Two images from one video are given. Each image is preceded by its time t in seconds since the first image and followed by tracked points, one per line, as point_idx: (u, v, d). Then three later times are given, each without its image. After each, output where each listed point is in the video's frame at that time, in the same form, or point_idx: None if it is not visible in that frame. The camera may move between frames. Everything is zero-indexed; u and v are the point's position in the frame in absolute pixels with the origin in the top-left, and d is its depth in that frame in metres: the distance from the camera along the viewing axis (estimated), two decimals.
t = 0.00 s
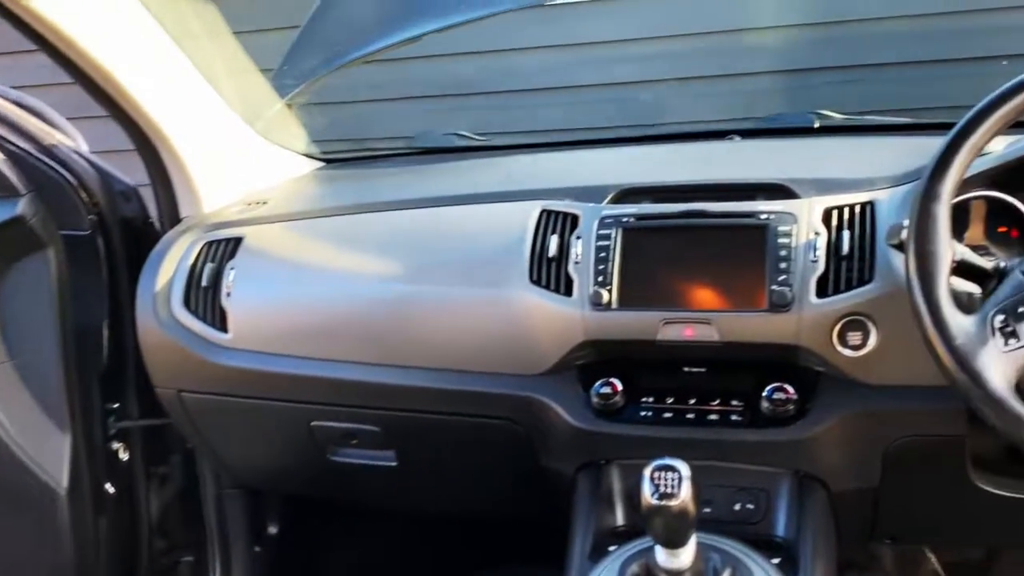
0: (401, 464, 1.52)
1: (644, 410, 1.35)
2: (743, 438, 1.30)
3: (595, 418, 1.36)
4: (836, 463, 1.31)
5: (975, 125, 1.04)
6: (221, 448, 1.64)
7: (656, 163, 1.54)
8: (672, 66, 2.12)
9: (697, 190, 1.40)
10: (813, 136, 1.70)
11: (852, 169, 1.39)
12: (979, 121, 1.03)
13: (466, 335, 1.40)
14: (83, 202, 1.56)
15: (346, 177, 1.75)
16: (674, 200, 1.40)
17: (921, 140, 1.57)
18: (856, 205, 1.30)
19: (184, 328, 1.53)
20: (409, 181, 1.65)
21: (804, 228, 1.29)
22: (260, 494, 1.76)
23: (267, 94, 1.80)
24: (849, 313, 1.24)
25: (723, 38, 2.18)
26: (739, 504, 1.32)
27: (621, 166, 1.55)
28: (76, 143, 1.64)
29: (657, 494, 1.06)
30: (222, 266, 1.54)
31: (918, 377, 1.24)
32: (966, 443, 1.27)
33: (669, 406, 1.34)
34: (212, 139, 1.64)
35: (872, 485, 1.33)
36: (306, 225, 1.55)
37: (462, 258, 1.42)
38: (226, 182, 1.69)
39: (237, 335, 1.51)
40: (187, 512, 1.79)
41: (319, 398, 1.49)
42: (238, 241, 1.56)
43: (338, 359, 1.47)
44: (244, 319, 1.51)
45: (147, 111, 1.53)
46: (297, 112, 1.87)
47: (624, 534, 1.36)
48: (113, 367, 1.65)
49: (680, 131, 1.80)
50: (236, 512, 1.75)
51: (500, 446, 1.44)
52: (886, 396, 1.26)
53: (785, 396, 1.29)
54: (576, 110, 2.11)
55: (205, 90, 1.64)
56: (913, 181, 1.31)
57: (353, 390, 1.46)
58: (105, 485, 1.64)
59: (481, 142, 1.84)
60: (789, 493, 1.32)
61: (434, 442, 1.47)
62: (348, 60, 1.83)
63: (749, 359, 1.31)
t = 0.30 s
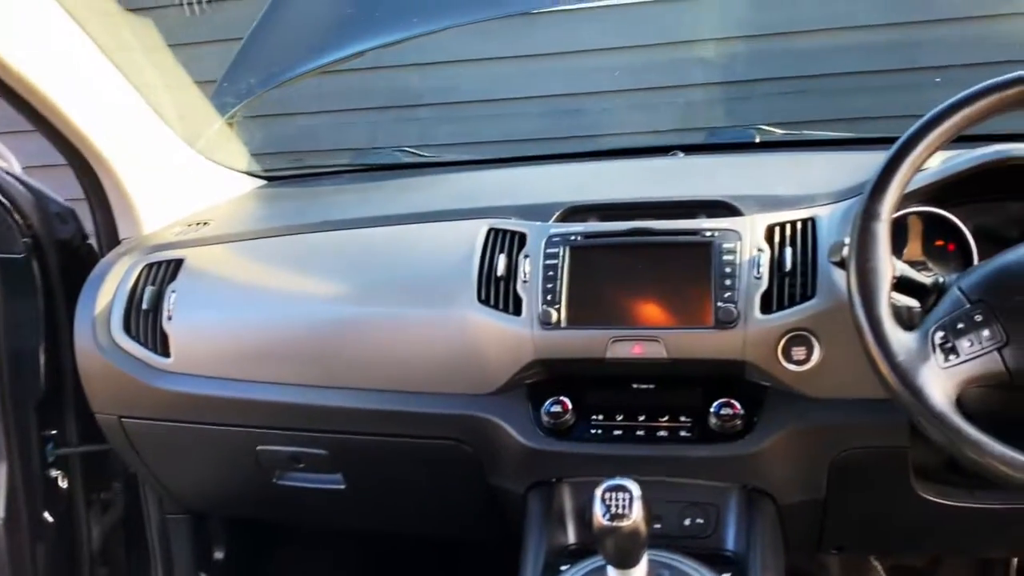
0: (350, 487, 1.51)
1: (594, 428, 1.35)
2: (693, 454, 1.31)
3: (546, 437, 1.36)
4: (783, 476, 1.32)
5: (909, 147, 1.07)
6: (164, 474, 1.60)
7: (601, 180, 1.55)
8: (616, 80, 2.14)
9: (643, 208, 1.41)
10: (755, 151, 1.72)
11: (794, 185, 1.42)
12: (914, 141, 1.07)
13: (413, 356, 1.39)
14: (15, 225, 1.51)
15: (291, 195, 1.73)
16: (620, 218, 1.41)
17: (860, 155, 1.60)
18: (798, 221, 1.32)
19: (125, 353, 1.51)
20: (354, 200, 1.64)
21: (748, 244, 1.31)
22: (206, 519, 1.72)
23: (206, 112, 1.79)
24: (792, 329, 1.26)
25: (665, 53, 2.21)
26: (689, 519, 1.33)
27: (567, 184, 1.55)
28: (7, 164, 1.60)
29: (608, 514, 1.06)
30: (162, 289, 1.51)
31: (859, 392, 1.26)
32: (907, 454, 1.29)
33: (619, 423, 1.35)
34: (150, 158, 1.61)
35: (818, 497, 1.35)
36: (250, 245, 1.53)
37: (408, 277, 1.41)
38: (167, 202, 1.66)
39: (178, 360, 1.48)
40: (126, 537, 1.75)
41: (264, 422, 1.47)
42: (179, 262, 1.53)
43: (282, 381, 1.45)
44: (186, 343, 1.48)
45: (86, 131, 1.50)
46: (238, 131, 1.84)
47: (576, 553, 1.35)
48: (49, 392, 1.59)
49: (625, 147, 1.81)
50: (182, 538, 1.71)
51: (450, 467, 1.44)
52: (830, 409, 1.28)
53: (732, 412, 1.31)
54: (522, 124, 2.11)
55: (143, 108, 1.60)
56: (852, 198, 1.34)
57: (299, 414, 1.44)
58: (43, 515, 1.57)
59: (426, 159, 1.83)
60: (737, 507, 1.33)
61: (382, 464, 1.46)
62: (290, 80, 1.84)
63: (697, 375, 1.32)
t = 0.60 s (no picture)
0: (311, 504, 1.49)
1: (556, 442, 1.35)
2: (655, 467, 1.32)
3: (509, 452, 1.36)
4: (743, 487, 1.34)
5: (861, 164, 1.09)
6: (121, 493, 1.58)
7: (561, 193, 1.55)
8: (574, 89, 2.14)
9: (602, 221, 1.42)
10: (713, 162, 1.74)
11: (750, 198, 1.43)
12: (866, 159, 1.09)
13: (375, 372, 1.38)
14: None
15: (249, 209, 1.71)
16: (580, 231, 1.42)
17: (815, 166, 1.62)
18: (755, 233, 1.34)
19: (79, 372, 1.48)
20: (313, 214, 1.62)
21: (706, 257, 1.32)
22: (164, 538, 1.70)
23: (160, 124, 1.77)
24: (751, 341, 1.27)
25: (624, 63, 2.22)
26: (651, 531, 1.34)
27: (527, 196, 1.56)
28: None
29: (571, 531, 1.07)
30: (118, 306, 1.49)
31: (816, 404, 1.28)
32: (864, 464, 1.31)
33: (581, 436, 1.35)
34: (104, 172, 1.59)
35: (777, 507, 1.37)
36: (207, 261, 1.51)
37: (369, 293, 1.40)
38: (121, 217, 1.63)
39: (135, 379, 1.46)
40: (83, 559, 1.72)
41: (224, 440, 1.45)
42: (135, 279, 1.51)
43: (241, 399, 1.43)
44: (142, 361, 1.46)
45: (37, 146, 1.47)
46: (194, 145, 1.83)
47: (538, 567, 1.35)
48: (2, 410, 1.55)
49: (584, 158, 1.82)
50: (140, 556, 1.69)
51: (412, 483, 1.43)
52: (789, 421, 1.30)
53: (692, 424, 1.32)
54: (482, 135, 2.11)
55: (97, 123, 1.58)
56: (808, 210, 1.35)
57: (259, 431, 1.43)
58: None
59: (386, 170, 1.82)
60: (699, 519, 1.34)
61: (344, 481, 1.45)
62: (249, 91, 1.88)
63: (658, 388, 1.33)
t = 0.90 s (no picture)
0: (284, 514, 1.49)
1: (529, 451, 1.35)
2: (628, 474, 1.32)
3: (482, 461, 1.36)
4: (716, 494, 1.34)
5: (830, 176, 1.10)
6: (91, 504, 1.56)
7: (533, 199, 1.55)
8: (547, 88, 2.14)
9: (575, 229, 1.42)
10: (684, 167, 1.74)
11: (722, 206, 1.44)
12: (834, 171, 1.10)
13: (347, 381, 1.37)
14: None
15: (220, 216, 1.69)
16: (552, 239, 1.42)
17: (786, 172, 1.63)
18: (726, 241, 1.34)
19: (47, 383, 1.46)
20: (285, 221, 1.61)
21: (678, 265, 1.32)
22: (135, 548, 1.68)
23: (128, 132, 1.76)
24: (723, 348, 1.28)
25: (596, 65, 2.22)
26: (625, 538, 1.34)
27: (500, 203, 1.55)
28: None
29: (545, 543, 1.07)
30: (86, 317, 1.47)
31: (787, 411, 1.29)
32: (834, 469, 1.32)
33: (554, 444, 1.35)
34: (72, 180, 1.57)
35: (750, 513, 1.38)
36: (177, 270, 1.49)
37: (341, 301, 1.40)
38: (90, 224, 1.61)
39: (104, 389, 1.45)
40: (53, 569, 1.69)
41: (196, 451, 1.44)
42: (104, 288, 1.49)
43: (213, 409, 1.42)
44: (112, 372, 1.44)
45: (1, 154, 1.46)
46: (164, 152, 1.82)
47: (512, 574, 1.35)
48: None
49: (557, 163, 1.82)
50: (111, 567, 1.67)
51: (385, 492, 1.43)
52: (760, 427, 1.31)
53: (665, 431, 1.32)
54: (454, 138, 2.10)
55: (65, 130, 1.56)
56: (779, 218, 1.36)
57: (232, 441, 1.42)
58: None
59: (358, 176, 1.81)
60: (673, 526, 1.34)
61: (317, 490, 1.44)
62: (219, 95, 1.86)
63: (631, 396, 1.33)
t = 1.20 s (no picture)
0: (268, 516, 1.49)
1: (513, 453, 1.36)
2: (611, 476, 1.33)
3: (465, 464, 1.36)
4: (698, 495, 1.35)
5: (810, 182, 1.11)
6: (73, 507, 1.56)
7: (516, 200, 1.56)
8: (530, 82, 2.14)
9: (557, 231, 1.42)
10: (667, 166, 1.75)
11: (703, 207, 1.45)
12: (814, 176, 1.10)
13: (330, 384, 1.37)
14: None
15: (202, 217, 1.68)
16: (535, 241, 1.42)
17: (768, 171, 1.64)
18: (708, 244, 1.35)
19: (28, 387, 1.46)
20: (266, 222, 1.61)
21: (660, 268, 1.33)
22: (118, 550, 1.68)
23: (108, 132, 1.75)
24: (706, 351, 1.29)
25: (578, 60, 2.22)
26: (608, 538, 1.35)
27: (483, 204, 1.55)
28: None
29: (529, 547, 1.07)
30: (67, 320, 1.46)
31: (768, 413, 1.30)
32: (814, 470, 1.34)
33: (538, 447, 1.36)
34: (51, 181, 1.56)
35: (732, 513, 1.39)
36: (159, 272, 1.49)
37: (324, 304, 1.39)
38: (70, 225, 1.60)
39: (85, 392, 1.44)
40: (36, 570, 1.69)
41: (178, 454, 1.43)
42: (85, 291, 1.48)
43: (196, 413, 1.42)
44: (93, 375, 1.44)
45: None
46: (144, 151, 1.81)
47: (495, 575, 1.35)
48: None
49: (539, 162, 1.82)
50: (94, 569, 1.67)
51: (369, 494, 1.43)
52: (742, 429, 1.32)
53: (648, 433, 1.33)
54: (437, 135, 2.10)
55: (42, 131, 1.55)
56: (760, 220, 1.37)
57: (215, 445, 1.41)
58: None
59: (340, 175, 1.81)
60: (655, 526, 1.35)
61: (300, 493, 1.44)
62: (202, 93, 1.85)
63: (613, 398, 1.34)
